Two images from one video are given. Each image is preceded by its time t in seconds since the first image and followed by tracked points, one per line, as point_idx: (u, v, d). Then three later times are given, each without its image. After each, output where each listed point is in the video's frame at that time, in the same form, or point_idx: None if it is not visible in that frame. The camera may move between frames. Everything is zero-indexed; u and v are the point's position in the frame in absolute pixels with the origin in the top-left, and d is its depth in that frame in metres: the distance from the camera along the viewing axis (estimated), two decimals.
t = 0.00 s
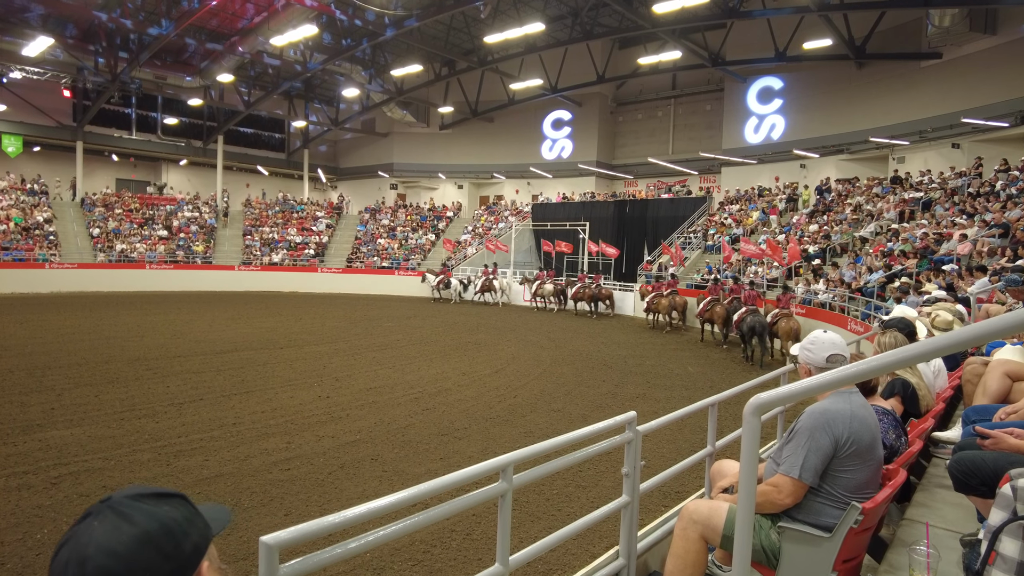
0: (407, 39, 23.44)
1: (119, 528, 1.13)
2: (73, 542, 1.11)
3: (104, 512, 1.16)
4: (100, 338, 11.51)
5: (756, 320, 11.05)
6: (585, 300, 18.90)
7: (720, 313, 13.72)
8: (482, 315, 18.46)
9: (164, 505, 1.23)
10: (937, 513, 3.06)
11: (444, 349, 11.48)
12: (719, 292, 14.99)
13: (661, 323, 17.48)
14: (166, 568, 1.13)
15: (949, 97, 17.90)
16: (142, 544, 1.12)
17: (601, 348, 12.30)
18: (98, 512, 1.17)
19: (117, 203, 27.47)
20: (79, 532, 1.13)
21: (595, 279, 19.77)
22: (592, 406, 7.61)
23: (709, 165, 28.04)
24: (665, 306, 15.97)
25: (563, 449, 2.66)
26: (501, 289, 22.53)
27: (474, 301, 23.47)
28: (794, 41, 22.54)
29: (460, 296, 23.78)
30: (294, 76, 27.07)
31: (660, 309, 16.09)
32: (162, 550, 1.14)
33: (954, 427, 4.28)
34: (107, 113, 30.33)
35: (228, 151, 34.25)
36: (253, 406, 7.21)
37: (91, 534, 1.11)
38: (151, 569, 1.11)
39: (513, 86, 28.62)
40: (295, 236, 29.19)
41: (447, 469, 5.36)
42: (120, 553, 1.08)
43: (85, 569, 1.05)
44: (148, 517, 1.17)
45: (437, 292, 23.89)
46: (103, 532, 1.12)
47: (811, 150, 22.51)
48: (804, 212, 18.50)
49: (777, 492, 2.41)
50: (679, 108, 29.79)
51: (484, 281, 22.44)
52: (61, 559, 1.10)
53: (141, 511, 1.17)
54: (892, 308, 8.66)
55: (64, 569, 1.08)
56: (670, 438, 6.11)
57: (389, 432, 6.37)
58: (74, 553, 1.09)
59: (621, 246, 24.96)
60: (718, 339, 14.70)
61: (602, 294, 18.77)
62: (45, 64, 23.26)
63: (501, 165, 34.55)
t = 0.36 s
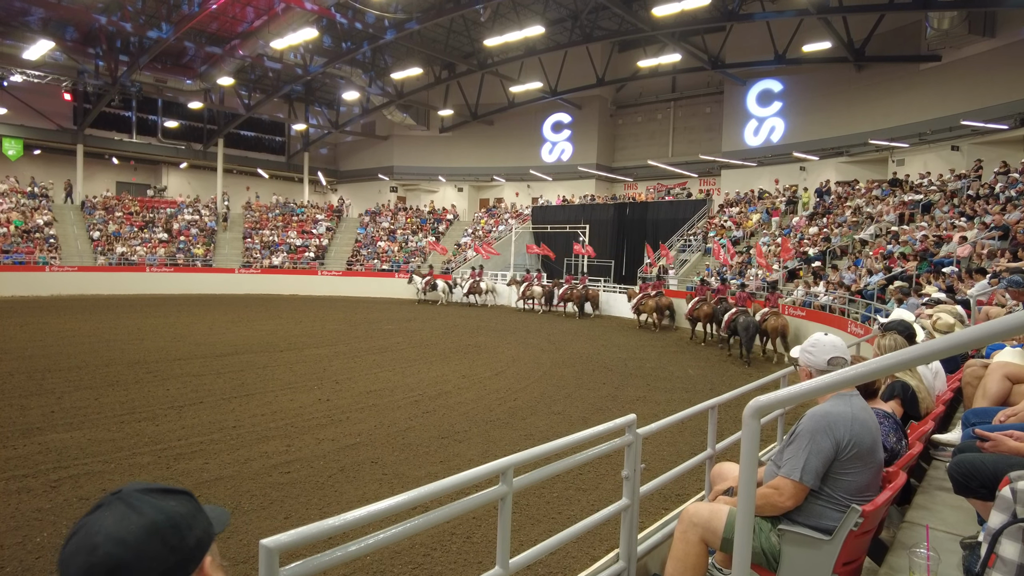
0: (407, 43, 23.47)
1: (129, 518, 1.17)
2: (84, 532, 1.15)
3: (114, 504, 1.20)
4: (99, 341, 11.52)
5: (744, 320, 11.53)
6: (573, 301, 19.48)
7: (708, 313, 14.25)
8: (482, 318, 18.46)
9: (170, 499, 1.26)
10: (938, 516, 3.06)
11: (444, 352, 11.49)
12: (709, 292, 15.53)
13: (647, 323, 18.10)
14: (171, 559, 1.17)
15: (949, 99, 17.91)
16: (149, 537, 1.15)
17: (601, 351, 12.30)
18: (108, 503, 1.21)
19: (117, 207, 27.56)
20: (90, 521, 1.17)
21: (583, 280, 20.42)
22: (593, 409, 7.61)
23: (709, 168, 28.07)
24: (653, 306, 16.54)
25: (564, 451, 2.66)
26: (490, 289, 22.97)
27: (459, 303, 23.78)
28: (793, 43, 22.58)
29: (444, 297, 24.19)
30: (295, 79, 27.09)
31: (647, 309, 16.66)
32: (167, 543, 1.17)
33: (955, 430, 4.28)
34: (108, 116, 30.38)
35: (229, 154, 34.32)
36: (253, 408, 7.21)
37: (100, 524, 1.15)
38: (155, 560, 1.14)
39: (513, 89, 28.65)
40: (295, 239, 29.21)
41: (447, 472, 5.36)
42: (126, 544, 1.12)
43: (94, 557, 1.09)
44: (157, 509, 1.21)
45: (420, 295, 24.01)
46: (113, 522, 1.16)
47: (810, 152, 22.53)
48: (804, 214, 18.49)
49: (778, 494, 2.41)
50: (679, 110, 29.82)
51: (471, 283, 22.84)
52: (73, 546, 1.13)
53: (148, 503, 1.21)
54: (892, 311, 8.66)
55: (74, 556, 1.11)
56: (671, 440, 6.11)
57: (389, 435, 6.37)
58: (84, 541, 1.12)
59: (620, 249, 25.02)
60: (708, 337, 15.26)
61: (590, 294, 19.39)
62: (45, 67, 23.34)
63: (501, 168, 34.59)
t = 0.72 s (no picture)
0: (407, 46, 23.49)
1: (181, 504, 1.14)
2: (140, 514, 1.13)
3: (169, 492, 1.18)
4: (99, 345, 11.50)
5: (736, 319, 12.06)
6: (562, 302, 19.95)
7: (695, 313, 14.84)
8: (482, 320, 18.45)
9: (221, 493, 1.23)
10: (939, 519, 3.05)
11: (444, 355, 11.47)
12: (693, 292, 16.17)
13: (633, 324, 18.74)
14: (220, 545, 1.12)
15: (948, 101, 17.93)
16: (200, 521, 1.12)
17: (601, 354, 12.28)
18: (164, 493, 1.20)
19: (117, 210, 27.63)
20: (147, 506, 1.15)
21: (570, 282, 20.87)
22: (593, 412, 7.60)
23: (709, 170, 28.11)
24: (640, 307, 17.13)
25: (565, 454, 2.65)
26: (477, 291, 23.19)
27: (447, 304, 24.04)
28: (793, 46, 22.62)
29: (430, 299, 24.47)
30: (295, 82, 27.12)
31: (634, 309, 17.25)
32: (217, 529, 1.14)
33: (956, 432, 4.27)
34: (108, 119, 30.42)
35: (229, 157, 34.34)
36: (253, 412, 7.20)
37: (157, 507, 1.14)
38: (205, 543, 1.10)
39: (513, 92, 28.67)
40: (296, 242, 29.20)
41: (448, 475, 5.35)
42: (179, 525, 1.09)
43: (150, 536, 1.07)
44: (208, 498, 1.18)
45: (406, 296, 24.16)
46: (168, 506, 1.13)
47: (810, 154, 22.54)
48: (804, 217, 18.49)
49: (780, 497, 2.40)
50: (678, 113, 29.88)
51: (458, 285, 23.04)
52: (130, 528, 1.12)
53: (199, 492, 1.19)
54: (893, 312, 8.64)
55: (130, 539, 1.09)
56: (672, 443, 6.10)
57: (390, 438, 6.36)
58: (141, 524, 1.11)
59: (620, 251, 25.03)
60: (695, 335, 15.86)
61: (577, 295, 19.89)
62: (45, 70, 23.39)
63: (501, 171, 34.64)
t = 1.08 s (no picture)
0: (408, 48, 23.56)
1: (247, 490, 1.06)
2: (206, 498, 1.06)
3: (236, 481, 1.10)
4: (101, 347, 11.51)
5: (728, 319, 12.69)
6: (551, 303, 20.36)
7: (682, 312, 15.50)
8: (483, 322, 18.44)
9: (286, 490, 1.14)
10: (943, 520, 3.04)
11: (446, 356, 11.47)
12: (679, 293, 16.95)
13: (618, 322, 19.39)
14: (283, 535, 1.03)
15: (948, 103, 17.94)
16: (266, 507, 1.03)
17: (602, 356, 12.27)
18: (230, 483, 1.11)
19: (119, 212, 27.72)
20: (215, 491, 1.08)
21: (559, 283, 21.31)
22: (595, 413, 7.59)
23: (710, 172, 28.14)
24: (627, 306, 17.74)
25: (568, 456, 2.65)
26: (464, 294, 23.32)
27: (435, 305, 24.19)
28: (793, 48, 22.66)
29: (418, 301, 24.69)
30: (297, 85, 27.18)
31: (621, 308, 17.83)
32: (280, 518, 1.04)
33: (959, 434, 4.26)
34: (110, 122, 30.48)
35: (230, 160, 34.43)
36: (255, 414, 7.20)
37: (224, 489, 1.06)
38: (270, 531, 1.01)
39: (514, 94, 28.72)
40: (297, 244, 29.27)
41: (450, 477, 5.34)
42: (246, 509, 1.01)
43: (219, 516, 0.99)
44: (273, 491, 1.09)
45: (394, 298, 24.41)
46: (235, 492, 1.05)
47: (811, 156, 22.58)
48: (804, 218, 18.49)
49: (784, 498, 2.40)
50: (679, 115, 29.94)
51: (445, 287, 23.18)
52: (196, 510, 1.04)
53: (263, 481, 1.10)
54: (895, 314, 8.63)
55: (196, 520, 1.02)
56: (674, 445, 6.09)
57: (392, 441, 6.34)
58: (206, 504, 1.04)
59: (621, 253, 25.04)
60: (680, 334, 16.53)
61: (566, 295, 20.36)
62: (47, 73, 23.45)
63: (502, 173, 34.73)
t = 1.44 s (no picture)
0: (411, 51, 23.61)
1: (279, 481, 1.21)
2: (241, 485, 1.19)
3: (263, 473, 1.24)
4: (105, 349, 11.55)
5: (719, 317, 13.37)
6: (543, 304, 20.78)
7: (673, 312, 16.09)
8: (486, 324, 18.42)
9: (306, 483, 1.29)
10: (948, 523, 3.03)
11: (448, 359, 11.47)
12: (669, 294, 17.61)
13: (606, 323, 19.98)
14: (309, 524, 1.18)
15: (951, 104, 17.90)
16: (295, 499, 1.18)
17: (605, 358, 12.26)
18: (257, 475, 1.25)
19: (122, 214, 27.82)
20: (248, 481, 1.22)
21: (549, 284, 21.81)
22: (597, 416, 7.57)
23: (712, 174, 28.11)
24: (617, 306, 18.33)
25: (572, 458, 2.65)
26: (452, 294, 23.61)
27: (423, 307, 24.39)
28: (796, 50, 22.67)
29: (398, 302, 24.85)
30: (300, 87, 27.26)
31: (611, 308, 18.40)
32: (306, 508, 1.19)
33: (963, 436, 4.25)
34: (113, 124, 30.60)
35: (232, 162, 34.54)
36: (258, 416, 7.21)
37: (257, 480, 1.20)
38: (300, 519, 1.16)
39: (517, 96, 28.72)
40: (299, 246, 29.35)
41: (453, 479, 5.34)
42: (278, 498, 1.16)
43: (254, 503, 1.14)
44: (299, 483, 1.25)
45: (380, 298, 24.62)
46: (267, 482, 1.19)
47: (814, 158, 22.55)
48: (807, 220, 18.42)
49: (787, 501, 2.40)
50: (682, 117, 29.90)
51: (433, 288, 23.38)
52: (230, 497, 1.17)
53: (291, 474, 1.24)
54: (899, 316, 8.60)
55: (232, 506, 1.16)
56: (676, 447, 6.08)
57: (394, 442, 6.35)
58: (241, 492, 1.17)
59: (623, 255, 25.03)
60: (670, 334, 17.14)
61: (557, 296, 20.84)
62: (51, 76, 23.59)
63: (505, 175, 34.72)
